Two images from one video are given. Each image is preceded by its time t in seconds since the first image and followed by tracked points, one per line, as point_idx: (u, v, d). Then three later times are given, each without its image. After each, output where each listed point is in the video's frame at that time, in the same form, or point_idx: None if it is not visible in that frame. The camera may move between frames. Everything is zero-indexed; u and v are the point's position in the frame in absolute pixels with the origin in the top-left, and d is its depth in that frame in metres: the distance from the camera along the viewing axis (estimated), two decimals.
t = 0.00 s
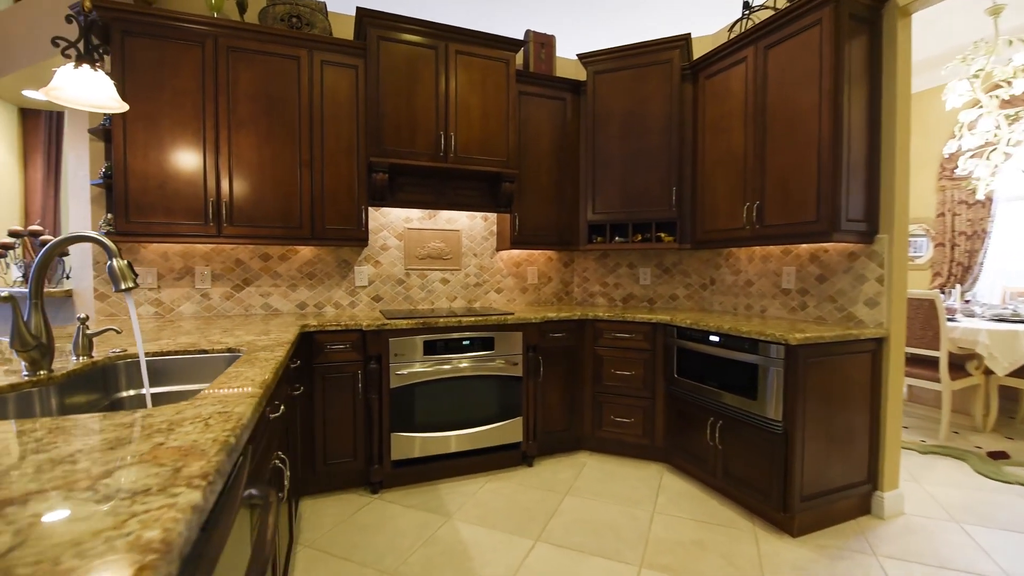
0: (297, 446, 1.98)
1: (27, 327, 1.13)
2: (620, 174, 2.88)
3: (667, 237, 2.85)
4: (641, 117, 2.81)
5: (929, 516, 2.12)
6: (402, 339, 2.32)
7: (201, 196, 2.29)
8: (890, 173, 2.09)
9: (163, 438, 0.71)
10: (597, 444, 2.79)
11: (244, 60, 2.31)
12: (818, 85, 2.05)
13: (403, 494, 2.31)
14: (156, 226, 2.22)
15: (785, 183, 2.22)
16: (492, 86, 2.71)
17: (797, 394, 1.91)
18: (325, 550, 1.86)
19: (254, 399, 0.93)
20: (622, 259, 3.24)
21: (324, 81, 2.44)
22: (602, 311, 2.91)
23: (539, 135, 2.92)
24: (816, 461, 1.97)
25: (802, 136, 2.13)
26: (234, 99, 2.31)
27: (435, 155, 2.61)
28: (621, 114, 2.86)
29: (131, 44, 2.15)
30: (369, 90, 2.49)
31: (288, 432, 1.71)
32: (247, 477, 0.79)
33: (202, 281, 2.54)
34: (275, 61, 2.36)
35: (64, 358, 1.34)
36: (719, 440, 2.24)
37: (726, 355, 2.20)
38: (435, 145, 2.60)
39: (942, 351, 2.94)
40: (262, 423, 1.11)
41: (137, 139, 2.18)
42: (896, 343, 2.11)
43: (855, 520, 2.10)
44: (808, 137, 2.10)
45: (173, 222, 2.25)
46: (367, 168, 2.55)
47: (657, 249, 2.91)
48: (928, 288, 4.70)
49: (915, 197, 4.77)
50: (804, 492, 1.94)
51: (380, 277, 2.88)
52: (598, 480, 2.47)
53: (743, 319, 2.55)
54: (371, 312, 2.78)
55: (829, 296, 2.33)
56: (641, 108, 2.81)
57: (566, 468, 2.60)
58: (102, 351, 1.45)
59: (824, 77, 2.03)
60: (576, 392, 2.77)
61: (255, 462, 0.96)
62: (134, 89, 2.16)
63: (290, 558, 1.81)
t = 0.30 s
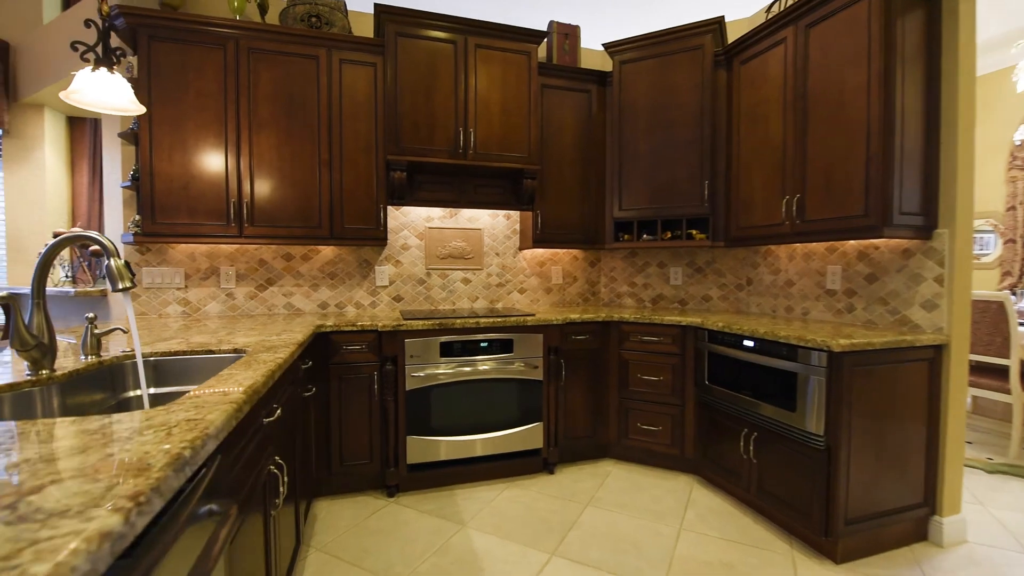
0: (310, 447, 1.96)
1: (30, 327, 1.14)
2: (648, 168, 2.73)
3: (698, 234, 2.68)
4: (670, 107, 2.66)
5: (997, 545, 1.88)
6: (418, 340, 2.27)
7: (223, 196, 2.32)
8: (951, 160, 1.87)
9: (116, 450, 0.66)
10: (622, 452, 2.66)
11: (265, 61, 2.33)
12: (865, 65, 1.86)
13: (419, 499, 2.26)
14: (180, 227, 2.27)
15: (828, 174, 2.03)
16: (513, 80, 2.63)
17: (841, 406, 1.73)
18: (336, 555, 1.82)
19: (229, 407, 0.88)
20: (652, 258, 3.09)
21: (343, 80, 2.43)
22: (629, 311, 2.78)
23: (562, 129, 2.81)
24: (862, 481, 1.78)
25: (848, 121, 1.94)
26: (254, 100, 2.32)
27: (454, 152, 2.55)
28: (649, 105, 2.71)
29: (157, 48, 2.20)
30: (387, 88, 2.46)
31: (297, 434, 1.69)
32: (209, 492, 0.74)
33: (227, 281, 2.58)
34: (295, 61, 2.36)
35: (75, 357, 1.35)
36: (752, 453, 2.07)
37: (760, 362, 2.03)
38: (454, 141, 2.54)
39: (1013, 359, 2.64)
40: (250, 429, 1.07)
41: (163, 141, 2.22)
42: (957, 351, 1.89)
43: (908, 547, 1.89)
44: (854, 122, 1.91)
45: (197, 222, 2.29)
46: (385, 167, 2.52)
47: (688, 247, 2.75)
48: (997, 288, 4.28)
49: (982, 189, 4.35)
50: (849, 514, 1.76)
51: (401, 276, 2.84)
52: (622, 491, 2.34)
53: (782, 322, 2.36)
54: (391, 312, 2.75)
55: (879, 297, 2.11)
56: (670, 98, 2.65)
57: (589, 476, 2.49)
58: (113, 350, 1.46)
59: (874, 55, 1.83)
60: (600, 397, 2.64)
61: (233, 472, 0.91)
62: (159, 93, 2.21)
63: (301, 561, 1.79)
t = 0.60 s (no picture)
0: (327, 449, 1.96)
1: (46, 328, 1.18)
2: (678, 163, 2.59)
3: (733, 233, 2.52)
4: (703, 99, 2.51)
5: None
6: (436, 342, 2.24)
7: (249, 200, 2.37)
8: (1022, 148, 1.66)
9: (76, 460, 0.65)
10: (650, 462, 2.54)
11: (289, 65, 2.36)
12: (919, 44, 1.68)
13: (436, 504, 2.23)
14: (210, 230, 2.33)
15: (875, 166, 1.85)
16: (535, 76, 2.56)
17: (889, 422, 1.56)
18: (349, 558, 1.81)
19: (211, 414, 0.86)
20: (684, 258, 2.94)
21: (365, 82, 2.43)
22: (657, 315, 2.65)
23: (588, 125, 2.72)
24: (914, 506, 1.60)
25: (898, 107, 1.75)
26: (279, 105, 2.36)
27: (476, 151, 2.50)
28: (680, 97, 2.58)
29: (188, 56, 2.27)
30: (408, 88, 2.45)
31: (310, 436, 1.69)
32: (175, 504, 0.71)
33: (256, 282, 2.64)
34: (318, 64, 2.38)
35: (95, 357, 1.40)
36: (789, 470, 1.91)
37: (798, 371, 1.87)
38: (475, 140, 2.50)
39: None
40: (244, 435, 1.05)
41: (193, 147, 2.30)
42: None
43: None
44: (907, 108, 1.72)
45: (225, 225, 2.35)
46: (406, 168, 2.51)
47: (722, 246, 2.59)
48: None
49: None
50: (897, 542, 1.58)
51: (424, 278, 2.83)
52: (648, 503, 2.23)
53: (825, 328, 2.18)
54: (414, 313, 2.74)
55: (937, 302, 1.91)
56: (703, 89, 2.51)
57: (613, 486, 2.38)
58: (132, 350, 1.50)
59: (929, 32, 1.65)
60: (626, 403, 2.53)
61: (216, 480, 0.89)
62: (190, 100, 2.28)
63: (314, 563, 1.78)
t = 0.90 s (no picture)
0: (346, 448, 1.98)
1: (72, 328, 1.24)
2: (709, 159, 2.47)
3: (768, 231, 2.38)
4: (735, 90, 2.39)
5: None
6: (456, 343, 2.23)
7: (278, 203, 2.44)
8: None
9: (56, 460, 0.66)
10: (678, 471, 2.43)
11: (315, 71, 2.41)
12: (976, 21, 1.52)
13: (455, 506, 2.21)
14: (240, 232, 2.41)
15: (926, 156, 1.69)
16: (559, 72, 2.51)
17: (938, 439, 1.42)
18: (365, 558, 1.82)
19: (204, 415, 0.87)
20: (717, 258, 2.80)
21: (388, 84, 2.46)
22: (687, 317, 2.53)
23: (614, 121, 2.64)
24: (969, 532, 1.44)
25: (951, 91, 1.59)
26: (306, 109, 2.42)
27: (498, 151, 2.48)
28: (710, 89, 2.45)
29: (220, 66, 2.35)
30: (430, 89, 2.45)
31: (326, 436, 1.71)
32: (157, 504, 0.72)
33: (286, 282, 2.72)
34: (342, 69, 2.43)
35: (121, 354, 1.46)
36: (827, 486, 1.77)
37: (835, 379, 1.73)
38: (497, 140, 2.47)
39: None
40: (246, 435, 1.07)
41: (225, 153, 2.38)
42: None
43: None
44: (961, 91, 1.56)
45: (255, 227, 2.43)
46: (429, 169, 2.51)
47: (757, 246, 2.45)
48: None
49: None
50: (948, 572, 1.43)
51: (448, 278, 2.83)
52: (673, 514, 2.13)
53: (870, 333, 2.01)
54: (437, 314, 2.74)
55: (999, 306, 1.72)
56: (735, 80, 2.38)
57: (638, 496, 2.30)
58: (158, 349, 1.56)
59: (987, 8, 1.49)
60: (652, 409, 2.44)
61: (209, 480, 0.90)
62: (222, 108, 2.36)
63: (331, 561, 1.80)
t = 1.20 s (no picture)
0: (365, 445, 2.02)
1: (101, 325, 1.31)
2: (739, 154, 2.36)
3: (804, 229, 2.24)
4: (767, 81, 2.27)
5: None
6: (474, 344, 2.23)
7: (306, 205, 2.51)
8: None
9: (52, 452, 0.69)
10: (705, 479, 2.33)
11: (340, 76, 2.47)
12: None
13: (473, 507, 2.21)
14: (271, 234, 2.51)
15: (977, 145, 1.54)
16: (581, 68, 2.46)
17: (987, 456, 1.29)
18: (381, 555, 1.84)
19: (202, 411, 0.90)
20: (751, 257, 2.67)
21: (410, 87, 2.48)
22: (715, 319, 2.43)
23: (639, 117, 2.57)
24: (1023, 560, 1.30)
25: (1007, 72, 1.44)
26: (332, 114, 2.48)
27: (519, 150, 2.46)
28: (741, 81, 2.34)
29: (252, 74, 2.45)
30: (451, 90, 2.46)
31: (341, 433, 1.74)
32: (147, 497, 0.74)
33: (315, 282, 2.80)
34: (366, 73, 2.47)
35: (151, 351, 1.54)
36: (863, 502, 1.65)
37: (872, 387, 1.61)
38: (518, 139, 2.45)
39: None
40: (248, 431, 1.09)
41: (257, 158, 2.48)
42: None
43: None
44: (1018, 72, 1.41)
45: (284, 229, 2.51)
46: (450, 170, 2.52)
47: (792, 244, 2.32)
48: None
49: None
50: None
51: (471, 278, 2.83)
52: (697, 525, 2.05)
53: (917, 338, 1.85)
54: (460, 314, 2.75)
55: None
56: (767, 70, 2.26)
57: (661, 504, 2.22)
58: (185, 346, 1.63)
59: None
60: (678, 415, 2.35)
61: (208, 475, 0.93)
62: (254, 115, 2.46)
63: (348, 556, 1.84)
